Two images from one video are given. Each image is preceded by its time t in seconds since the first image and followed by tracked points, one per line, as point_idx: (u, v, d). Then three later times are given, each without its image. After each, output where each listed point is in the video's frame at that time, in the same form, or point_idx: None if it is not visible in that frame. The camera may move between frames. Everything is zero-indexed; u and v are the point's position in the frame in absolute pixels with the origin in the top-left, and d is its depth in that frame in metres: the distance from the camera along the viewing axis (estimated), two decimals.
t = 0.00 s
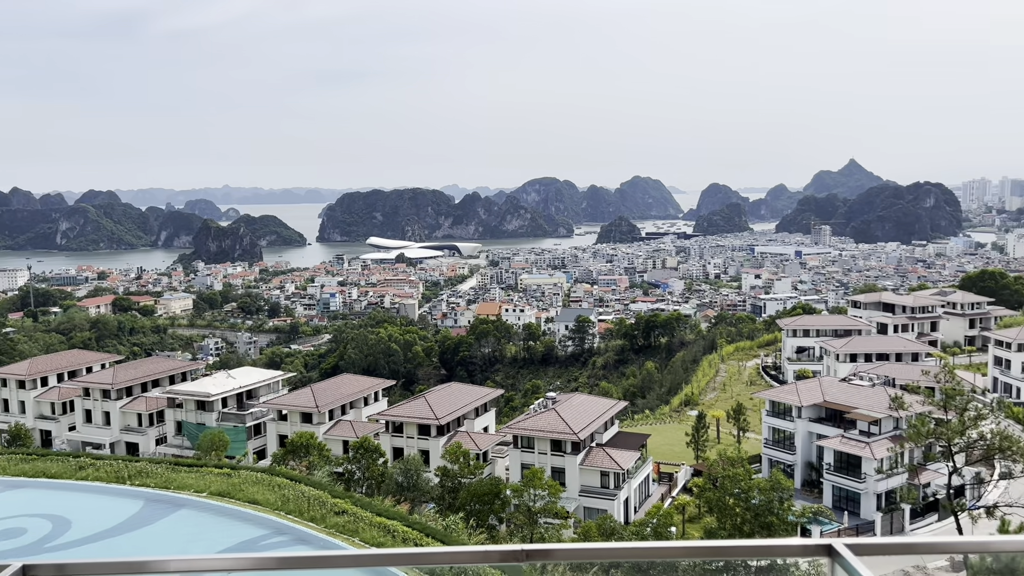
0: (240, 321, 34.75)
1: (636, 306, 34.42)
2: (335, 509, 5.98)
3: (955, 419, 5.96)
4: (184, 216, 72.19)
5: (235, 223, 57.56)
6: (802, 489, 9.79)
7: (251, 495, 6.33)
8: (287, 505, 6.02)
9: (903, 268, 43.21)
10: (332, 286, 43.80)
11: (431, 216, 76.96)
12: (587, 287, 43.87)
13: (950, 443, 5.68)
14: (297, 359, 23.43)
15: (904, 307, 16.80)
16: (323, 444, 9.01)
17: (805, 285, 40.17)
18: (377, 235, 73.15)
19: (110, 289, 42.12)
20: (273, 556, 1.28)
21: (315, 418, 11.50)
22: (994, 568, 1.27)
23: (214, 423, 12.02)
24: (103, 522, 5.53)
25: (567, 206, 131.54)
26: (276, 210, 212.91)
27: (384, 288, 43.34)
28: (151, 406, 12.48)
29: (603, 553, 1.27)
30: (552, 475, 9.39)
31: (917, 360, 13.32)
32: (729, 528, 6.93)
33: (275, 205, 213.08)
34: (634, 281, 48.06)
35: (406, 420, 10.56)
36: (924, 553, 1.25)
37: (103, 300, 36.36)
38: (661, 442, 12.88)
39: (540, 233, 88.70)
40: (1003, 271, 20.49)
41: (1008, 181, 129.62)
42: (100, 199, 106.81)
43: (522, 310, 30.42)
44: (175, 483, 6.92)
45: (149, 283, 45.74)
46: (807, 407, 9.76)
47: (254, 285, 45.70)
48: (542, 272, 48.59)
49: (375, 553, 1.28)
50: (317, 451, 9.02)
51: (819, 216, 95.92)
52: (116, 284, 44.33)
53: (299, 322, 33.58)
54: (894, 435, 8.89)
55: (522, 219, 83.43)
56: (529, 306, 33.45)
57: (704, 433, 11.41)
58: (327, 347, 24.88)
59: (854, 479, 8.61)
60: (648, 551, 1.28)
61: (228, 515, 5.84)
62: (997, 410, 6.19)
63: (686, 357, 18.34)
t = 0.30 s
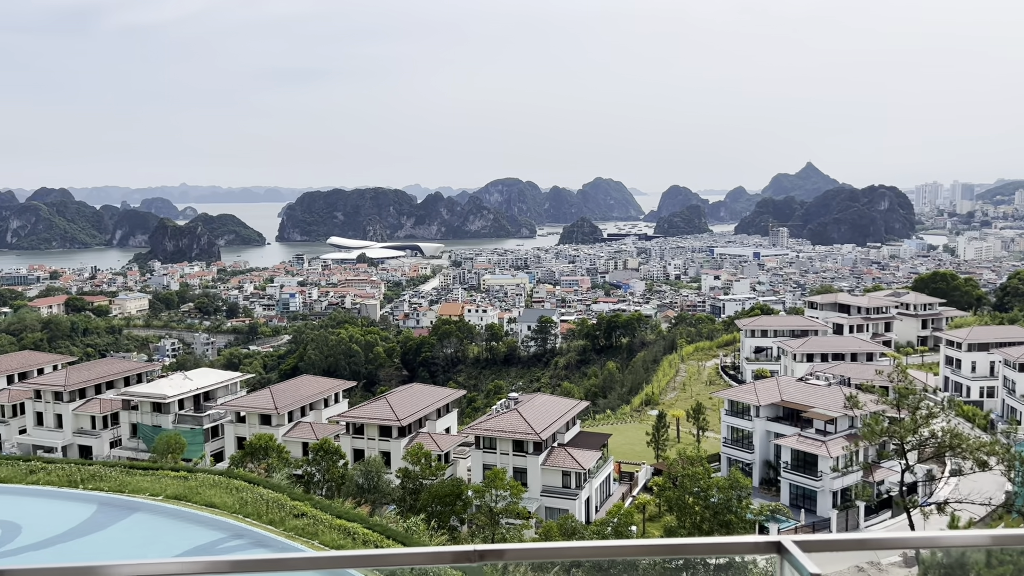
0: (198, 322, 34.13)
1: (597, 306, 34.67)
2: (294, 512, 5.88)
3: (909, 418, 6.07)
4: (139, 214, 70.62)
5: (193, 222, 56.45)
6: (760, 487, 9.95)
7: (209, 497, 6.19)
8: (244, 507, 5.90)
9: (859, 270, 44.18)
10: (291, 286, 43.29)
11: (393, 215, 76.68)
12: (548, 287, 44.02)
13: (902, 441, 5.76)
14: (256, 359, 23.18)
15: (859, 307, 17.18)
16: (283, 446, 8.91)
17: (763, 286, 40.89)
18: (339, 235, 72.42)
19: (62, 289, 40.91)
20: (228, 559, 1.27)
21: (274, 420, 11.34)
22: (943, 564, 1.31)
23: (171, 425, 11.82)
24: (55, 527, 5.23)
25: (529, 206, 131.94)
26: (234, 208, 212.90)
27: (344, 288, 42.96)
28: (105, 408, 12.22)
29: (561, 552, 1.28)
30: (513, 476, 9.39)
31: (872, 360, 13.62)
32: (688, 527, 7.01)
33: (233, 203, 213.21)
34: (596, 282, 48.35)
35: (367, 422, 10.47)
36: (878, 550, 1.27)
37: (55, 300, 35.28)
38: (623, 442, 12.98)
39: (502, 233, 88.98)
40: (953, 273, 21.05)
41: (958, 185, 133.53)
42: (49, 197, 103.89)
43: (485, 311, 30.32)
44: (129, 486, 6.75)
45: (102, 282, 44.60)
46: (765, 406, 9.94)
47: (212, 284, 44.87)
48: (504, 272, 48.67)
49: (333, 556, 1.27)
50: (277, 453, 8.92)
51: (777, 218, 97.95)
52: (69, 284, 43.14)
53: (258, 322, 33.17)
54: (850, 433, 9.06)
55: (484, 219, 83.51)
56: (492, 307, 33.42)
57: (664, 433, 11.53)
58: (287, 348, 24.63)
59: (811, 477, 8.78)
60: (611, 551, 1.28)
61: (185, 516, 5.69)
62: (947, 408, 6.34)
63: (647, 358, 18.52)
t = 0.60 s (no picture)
0: (154, 323, 33.45)
1: (560, 308, 34.78)
2: (253, 516, 5.80)
3: (864, 417, 6.22)
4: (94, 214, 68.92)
5: (149, 221, 55.24)
6: (719, 487, 10.09)
7: (165, 502, 6.07)
8: (202, 512, 5.79)
9: (816, 272, 45.07)
10: (251, 287, 42.72)
11: (356, 216, 76.22)
12: (511, 288, 44.06)
13: (857, 440, 5.91)
14: (214, 362, 22.89)
15: (816, 309, 17.50)
16: (242, 449, 8.81)
17: (723, 287, 41.38)
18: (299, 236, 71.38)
19: (13, 290, 39.69)
20: (179, 565, 1.25)
21: (233, 422, 11.17)
22: (898, 560, 1.33)
23: (126, 429, 11.60)
24: (4, 533, 5.06)
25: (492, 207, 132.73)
26: (192, 208, 212.97)
27: (306, 289, 42.45)
28: (58, 411, 11.95)
29: (523, 552, 1.28)
30: (476, 477, 9.38)
31: (829, 360, 13.88)
32: (649, 526, 7.08)
33: (191, 203, 213.27)
34: (560, 283, 48.56)
35: (328, 424, 10.37)
36: (833, 547, 1.30)
37: (5, 301, 34.20)
38: (585, 442, 13.06)
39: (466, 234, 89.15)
40: (907, 275, 21.54)
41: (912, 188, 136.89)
42: None
43: (448, 312, 30.20)
44: (83, 491, 6.59)
45: (55, 283, 43.41)
46: (724, 406, 10.08)
47: (170, 285, 43.94)
48: (468, 274, 48.64)
49: (295, 559, 1.25)
50: (235, 456, 8.81)
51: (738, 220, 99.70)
52: (20, 284, 41.84)
53: (216, 324, 32.69)
54: (807, 433, 9.21)
55: (447, 220, 83.49)
56: (456, 308, 33.34)
57: (626, 433, 11.63)
58: (246, 350, 24.37)
59: (769, 476, 8.92)
60: (572, 551, 1.29)
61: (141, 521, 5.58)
62: (902, 407, 6.48)
63: (609, 359, 18.69)
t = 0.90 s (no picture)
0: (111, 325, 32.76)
1: (526, 309, 34.71)
2: (213, 521, 5.71)
3: (822, 416, 6.33)
4: (48, 215, 67.18)
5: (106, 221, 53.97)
6: (682, 486, 10.17)
7: (122, 508, 5.95)
8: (160, 517, 5.68)
9: (775, 274, 45.80)
10: (211, 289, 42.12)
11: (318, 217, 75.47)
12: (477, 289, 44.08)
13: (816, 439, 6.00)
14: (173, 364, 22.57)
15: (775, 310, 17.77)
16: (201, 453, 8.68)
17: (684, 289, 41.77)
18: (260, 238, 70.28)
19: None
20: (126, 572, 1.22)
21: (192, 426, 10.99)
22: (854, 557, 1.35)
23: (82, 433, 11.38)
24: None
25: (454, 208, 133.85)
26: (150, 207, 213.14)
27: (267, 290, 41.93)
28: (10, 416, 11.65)
29: (480, 555, 1.28)
30: (439, 480, 9.34)
31: (788, 361, 14.10)
32: (612, 526, 7.11)
33: (149, 203, 213.39)
34: (524, 284, 48.63)
35: (290, 427, 10.27)
36: (791, 547, 1.32)
37: None
38: (549, 443, 13.09)
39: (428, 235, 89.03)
40: (864, 277, 21.93)
41: (870, 192, 139.61)
42: None
43: (411, 314, 30.06)
44: (36, 497, 6.43)
45: (6, 285, 42.21)
46: (686, 406, 10.17)
47: (127, 287, 42.93)
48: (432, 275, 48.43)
49: (253, 565, 1.23)
50: (194, 460, 8.69)
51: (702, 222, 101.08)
52: None
53: (176, 326, 32.04)
54: (767, 432, 9.34)
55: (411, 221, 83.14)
56: (421, 310, 33.19)
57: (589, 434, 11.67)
58: (206, 352, 24.05)
59: (730, 476, 9.02)
60: (534, 551, 1.29)
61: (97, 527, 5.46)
62: (859, 406, 6.59)
63: (573, 361, 18.80)
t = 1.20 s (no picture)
0: (68, 328, 32.10)
1: (490, 310, 34.71)
2: (172, 527, 5.61)
3: (782, 415, 6.42)
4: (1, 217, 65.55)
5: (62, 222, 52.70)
6: (646, 486, 10.18)
7: (78, 515, 5.83)
8: (118, 524, 5.57)
9: (738, 275, 46.44)
10: (170, 291, 41.48)
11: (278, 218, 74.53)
12: (443, 291, 43.93)
13: (776, 437, 6.10)
14: (131, 368, 22.24)
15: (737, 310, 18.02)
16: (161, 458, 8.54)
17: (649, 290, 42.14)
18: (221, 239, 69.12)
19: None
20: None
21: (151, 430, 10.80)
22: (815, 554, 1.37)
23: (37, 439, 11.15)
24: None
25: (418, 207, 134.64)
26: (110, 208, 212.85)
27: (228, 292, 41.44)
28: None
29: (440, 559, 1.27)
30: (404, 483, 9.29)
31: (750, 360, 14.29)
32: (576, 527, 7.12)
33: (109, 203, 213.14)
34: (489, 286, 48.60)
35: (252, 431, 10.16)
36: (752, 544, 1.34)
37: None
38: (514, 445, 13.10)
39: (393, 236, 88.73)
40: (824, 278, 22.30)
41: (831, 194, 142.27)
42: None
43: (377, 316, 29.95)
44: None
45: None
46: (651, 406, 10.26)
47: (85, 289, 41.99)
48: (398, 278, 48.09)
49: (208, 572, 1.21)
50: (154, 465, 8.55)
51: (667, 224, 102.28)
52: None
53: (135, 328, 31.23)
54: (730, 432, 9.45)
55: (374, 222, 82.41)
56: (385, 312, 33.06)
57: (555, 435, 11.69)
58: (166, 355, 23.71)
59: (694, 475, 9.09)
60: (500, 553, 1.29)
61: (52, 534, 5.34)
62: (819, 405, 6.68)
63: (539, 362, 18.86)
